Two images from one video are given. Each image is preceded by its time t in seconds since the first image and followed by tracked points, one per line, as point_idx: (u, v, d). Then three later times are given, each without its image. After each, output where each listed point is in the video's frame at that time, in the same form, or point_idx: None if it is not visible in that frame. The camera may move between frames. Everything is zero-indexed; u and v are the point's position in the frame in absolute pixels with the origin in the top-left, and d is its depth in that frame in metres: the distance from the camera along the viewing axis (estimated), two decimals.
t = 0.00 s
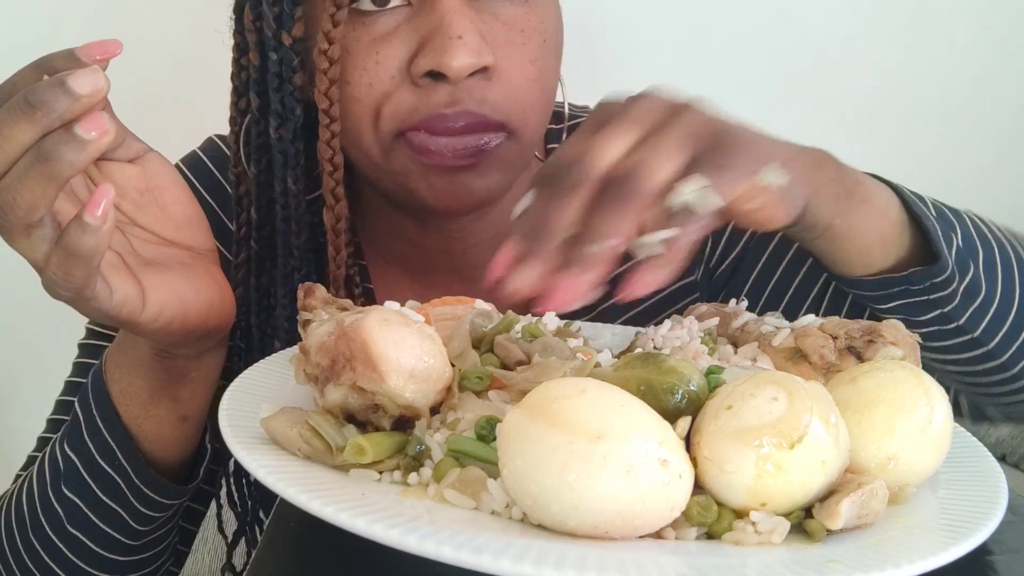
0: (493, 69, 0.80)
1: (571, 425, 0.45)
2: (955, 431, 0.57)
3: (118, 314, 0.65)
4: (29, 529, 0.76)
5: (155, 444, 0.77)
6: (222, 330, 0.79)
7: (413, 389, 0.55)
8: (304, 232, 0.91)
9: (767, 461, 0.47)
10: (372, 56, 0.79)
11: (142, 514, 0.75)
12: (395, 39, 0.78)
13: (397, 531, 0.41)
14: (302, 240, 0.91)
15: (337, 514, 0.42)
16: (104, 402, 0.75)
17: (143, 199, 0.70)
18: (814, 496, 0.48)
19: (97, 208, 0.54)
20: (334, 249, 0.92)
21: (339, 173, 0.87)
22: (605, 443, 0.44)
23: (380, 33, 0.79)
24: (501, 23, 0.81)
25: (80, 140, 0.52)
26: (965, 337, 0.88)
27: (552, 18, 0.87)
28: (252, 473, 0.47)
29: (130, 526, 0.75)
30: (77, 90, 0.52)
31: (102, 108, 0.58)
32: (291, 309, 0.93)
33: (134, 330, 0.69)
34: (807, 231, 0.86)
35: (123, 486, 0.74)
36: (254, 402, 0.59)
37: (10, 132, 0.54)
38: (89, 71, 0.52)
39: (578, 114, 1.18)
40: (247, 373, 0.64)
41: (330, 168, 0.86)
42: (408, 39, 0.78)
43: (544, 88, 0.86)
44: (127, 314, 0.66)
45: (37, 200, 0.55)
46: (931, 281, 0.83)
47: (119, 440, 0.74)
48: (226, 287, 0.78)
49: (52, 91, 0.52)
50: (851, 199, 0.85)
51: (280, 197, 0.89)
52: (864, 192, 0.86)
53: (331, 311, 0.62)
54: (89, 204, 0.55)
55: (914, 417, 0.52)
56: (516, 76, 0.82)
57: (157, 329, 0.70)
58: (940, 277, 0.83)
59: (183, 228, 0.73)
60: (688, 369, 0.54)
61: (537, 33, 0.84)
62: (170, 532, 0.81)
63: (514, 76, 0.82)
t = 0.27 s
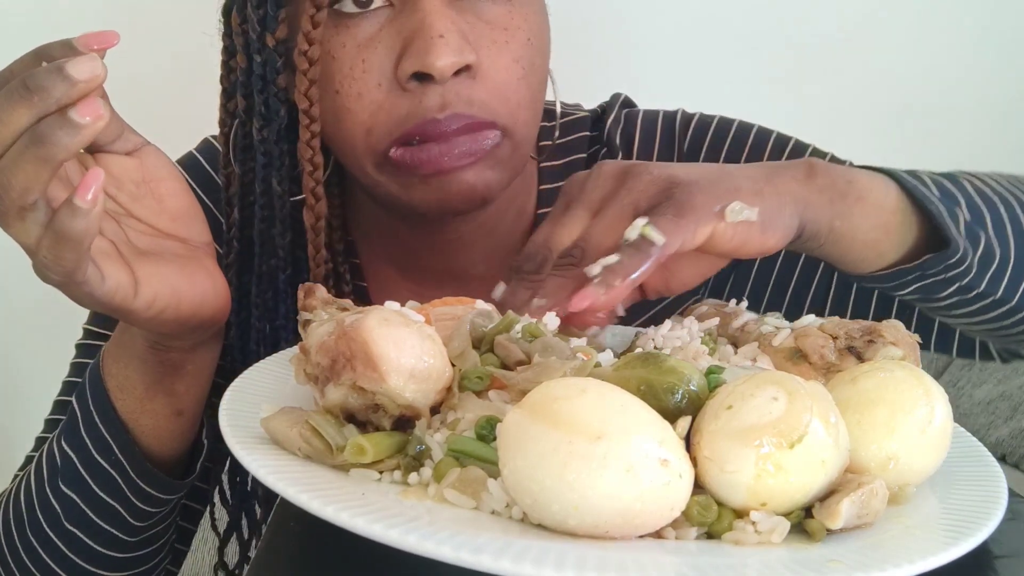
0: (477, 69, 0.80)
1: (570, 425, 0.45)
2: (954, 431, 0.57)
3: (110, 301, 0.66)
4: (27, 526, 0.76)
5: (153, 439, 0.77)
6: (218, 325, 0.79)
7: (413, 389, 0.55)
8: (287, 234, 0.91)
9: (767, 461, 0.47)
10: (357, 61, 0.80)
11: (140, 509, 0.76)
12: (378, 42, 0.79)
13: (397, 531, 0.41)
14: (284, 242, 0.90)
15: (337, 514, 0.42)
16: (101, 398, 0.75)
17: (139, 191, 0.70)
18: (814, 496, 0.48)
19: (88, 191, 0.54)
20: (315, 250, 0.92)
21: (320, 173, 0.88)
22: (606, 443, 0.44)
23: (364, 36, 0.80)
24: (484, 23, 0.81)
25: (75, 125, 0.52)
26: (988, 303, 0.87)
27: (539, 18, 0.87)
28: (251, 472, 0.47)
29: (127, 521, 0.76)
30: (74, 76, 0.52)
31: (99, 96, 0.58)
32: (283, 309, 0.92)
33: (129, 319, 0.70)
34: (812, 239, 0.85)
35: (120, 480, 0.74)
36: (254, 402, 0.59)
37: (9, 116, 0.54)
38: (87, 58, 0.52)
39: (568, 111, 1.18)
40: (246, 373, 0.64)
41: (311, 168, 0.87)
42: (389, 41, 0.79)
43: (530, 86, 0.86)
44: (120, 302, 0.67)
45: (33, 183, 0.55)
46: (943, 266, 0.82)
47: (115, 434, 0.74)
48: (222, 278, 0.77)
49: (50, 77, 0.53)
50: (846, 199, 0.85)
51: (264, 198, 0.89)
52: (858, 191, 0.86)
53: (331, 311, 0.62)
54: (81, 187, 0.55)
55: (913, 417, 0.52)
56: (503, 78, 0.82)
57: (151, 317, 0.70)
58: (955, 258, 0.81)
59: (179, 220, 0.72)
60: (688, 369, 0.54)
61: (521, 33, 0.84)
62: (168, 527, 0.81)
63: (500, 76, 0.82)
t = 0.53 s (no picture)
0: (472, 65, 0.80)
1: (570, 425, 0.45)
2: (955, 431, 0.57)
3: (99, 289, 0.65)
4: (24, 523, 0.76)
5: (148, 433, 0.77)
6: (211, 318, 0.79)
7: (413, 390, 0.55)
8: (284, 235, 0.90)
9: (767, 462, 0.47)
10: (352, 56, 0.80)
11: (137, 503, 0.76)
12: (374, 38, 0.79)
13: (397, 531, 0.41)
14: (281, 242, 0.90)
15: (337, 514, 0.42)
16: (97, 394, 0.75)
17: (131, 182, 0.70)
18: (814, 496, 0.48)
19: (74, 179, 0.55)
20: (316, 250, 0.92)
21: (319, 173, 0.88)
22: (605, 443, 0.44)
23: (359, 33, 0.80)
24: (480, 20, 0.81)
25: (64, 111, 0.53)
26: (998, 262, 0.79)
27: (534, 14, 0.87)
28: (252, 472, 0.47)
29: (124, 514, 0.76)
30: (67, 65, 0.52)
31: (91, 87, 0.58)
32: (279, 309, 0.92)
33: (119, 308, 0.70)
34: (836, 193, 0.75)
35: (115, 474, 0.75)
36: (254, 403, 0.59)
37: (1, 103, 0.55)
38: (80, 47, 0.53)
39: (563, 109, 1.15)
40: (245, 374, 0.64)
41: (310, 168, 0.87)
42: (385, 38, 0.79)
43: (524, 83, 0.86)
44: (110, 290, 0.66)
45: (22, 169, 0.55)
46: (964, 219, 0.74)
47: (109, 427, 0.74)
48: (215, 271, 0.77)
49: (43, 65, 0.53)
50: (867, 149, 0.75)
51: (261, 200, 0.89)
52: (879, 141, 0.76)
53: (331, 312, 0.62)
54: (68, 173, 0.55)
55: (914, 417, 0.52)
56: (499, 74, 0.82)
57: (140, 306, 0.69)
58: (970, 207, 0.74)
59: (174, 212, 0.73)
60: (688, 369, 0.54)
61: (517, 29, 0.84)
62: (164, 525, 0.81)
63: (495, 72, 0.82)
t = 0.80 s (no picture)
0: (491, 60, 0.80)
1: (571, 426, 0.45)
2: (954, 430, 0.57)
3: (90, 284, 0.64)
4: (23, 522, 0.76)
5: (143, 431, 0.77)
6: (206, 318, 0.78)
7: (413, 389, 0.55)
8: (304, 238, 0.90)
9: (767, 462, 0.47)
10: (374, 59, 0.79)
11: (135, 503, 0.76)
12: (391, 38, 0.78)
13: (397, 531, 0.41)
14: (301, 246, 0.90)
15: (335, 513, 0.42)
16: (94, 394, 0.75)
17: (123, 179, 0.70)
18: (813, 496, 0.48)
19: (62, 172, 0.55)
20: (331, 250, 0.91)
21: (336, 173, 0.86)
22: (606, 443, 0.45)
23: (375, 34, 0.79)
24: (491, 15, 0.82)
25: (53, 104, 0.53)
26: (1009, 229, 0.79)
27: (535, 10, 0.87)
28: (252, 473, 0.47)
29: (121, 513, 0.76)
30: (58, 59, 0.53)
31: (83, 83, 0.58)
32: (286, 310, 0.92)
33: (109, 304, 0.69)
34: (858, 161, 0.72)
35: (111, 472, 0.75)
36: (253, 402, 0.59)
37: None
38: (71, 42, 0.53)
39: (561, 108, 1.16)
40: (243, 375, 0.64)
41: (327, 168, 0.85)
42: (404, 36, 0.78)
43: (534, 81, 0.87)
44: (100, 287, 0.65)
45: (9, 162, 0.55)
46: (976, 181, 0.75)
47: (106, 426, 0.75)
48: (210, 270, 0.76)
49: (33, 59, 0.53)
50: (898, 118, 0.72)
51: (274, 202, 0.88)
52: (903, 111, 0.73)
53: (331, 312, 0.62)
54: (56, 166, 0.55)
55: (914, 416, 0.52)
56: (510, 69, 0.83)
57: (132, 302, 0.68)
58: (986, 170, 0.75)
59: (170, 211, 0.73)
60: (688, 369, 0.54)
61: (527, 25, 0.85)
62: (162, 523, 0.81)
63: (508, 69, 0.83)
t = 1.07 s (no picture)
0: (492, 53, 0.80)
1: (571, 425, 0.45)
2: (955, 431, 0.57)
3: (95, 287, 0.64)
4: (25, 523, 0.76)
5: (147, 433, 0.77)
6: (210, 322, 0.78)
7: (413, 390, 0.55)
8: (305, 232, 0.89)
9: (767, 462, 0.47)
10: (372, 48, 0.79)
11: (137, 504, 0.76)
12: (392, 29, 0.79)
13: (396, 532, 0.41)
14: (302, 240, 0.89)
15: (335, 514, 0.42)
16: (96, 395, 0.75)
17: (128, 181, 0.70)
18: (814, 497, 0.48)
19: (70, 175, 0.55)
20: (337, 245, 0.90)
21: (341, 167, 0.85)
22: (604, 444, 0.44)
23: (376, 25, 0.79)
24: (493, 9, 0.82)
25: (61, 107, 0.53)
26: (985, 279, 0.81)
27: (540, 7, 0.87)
28: (252, 474, 0.47)
29: (123, 514, 0.76)
30: (65, 61, 0.53)
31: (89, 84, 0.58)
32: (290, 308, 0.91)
33: (116, 307, 0.69)
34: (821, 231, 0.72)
35: (114, 473, 0.75)
36: (252, 402, 0.59)
37: None
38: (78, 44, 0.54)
39: (562, 110, 1.16)
40: (242, 375, 0.64)
41: (332, 163, 0.84)
42: (406, 27, 0.78)
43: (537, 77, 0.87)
44: (106, 289, 0.65)
45: (17, 165, 0.55)
46: (948, 248, 0.74)
47: (108, 427, 0.75)
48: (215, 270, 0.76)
49: (42, 62, 0.54)
50: (857, 187, 0.71)
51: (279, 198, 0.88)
52: (865, 178, 0.72)
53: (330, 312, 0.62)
54: (64, 170, 0.55)
55: (914, 417, 0.52)
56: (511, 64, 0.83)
57: (139, 304, 0.68)
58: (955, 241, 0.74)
59: (174, 212, 0.73)
60: (688, 370, 0.54)
61: (529, 20, 0.85)
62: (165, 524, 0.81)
63: (511, 64, 0.83)
